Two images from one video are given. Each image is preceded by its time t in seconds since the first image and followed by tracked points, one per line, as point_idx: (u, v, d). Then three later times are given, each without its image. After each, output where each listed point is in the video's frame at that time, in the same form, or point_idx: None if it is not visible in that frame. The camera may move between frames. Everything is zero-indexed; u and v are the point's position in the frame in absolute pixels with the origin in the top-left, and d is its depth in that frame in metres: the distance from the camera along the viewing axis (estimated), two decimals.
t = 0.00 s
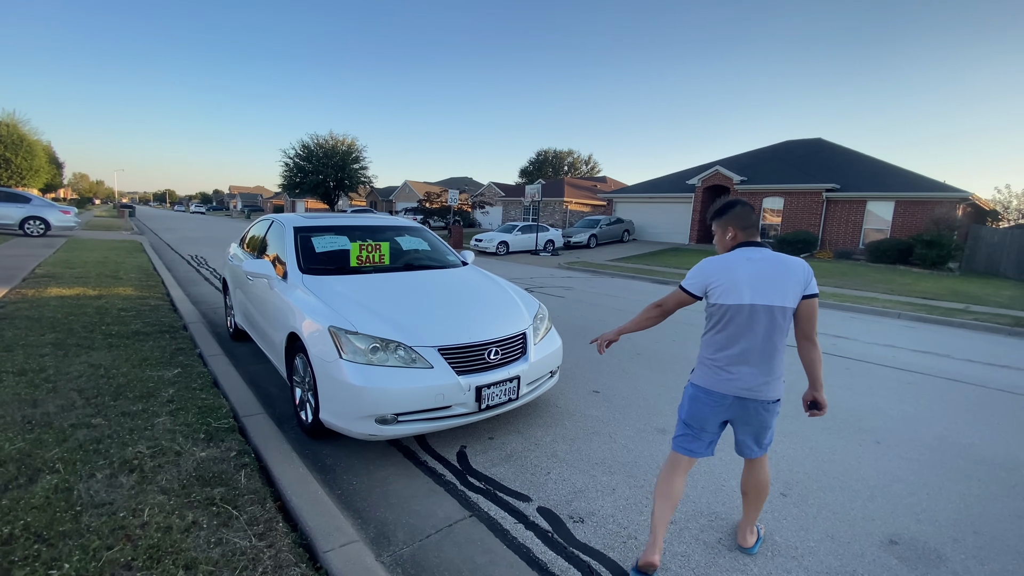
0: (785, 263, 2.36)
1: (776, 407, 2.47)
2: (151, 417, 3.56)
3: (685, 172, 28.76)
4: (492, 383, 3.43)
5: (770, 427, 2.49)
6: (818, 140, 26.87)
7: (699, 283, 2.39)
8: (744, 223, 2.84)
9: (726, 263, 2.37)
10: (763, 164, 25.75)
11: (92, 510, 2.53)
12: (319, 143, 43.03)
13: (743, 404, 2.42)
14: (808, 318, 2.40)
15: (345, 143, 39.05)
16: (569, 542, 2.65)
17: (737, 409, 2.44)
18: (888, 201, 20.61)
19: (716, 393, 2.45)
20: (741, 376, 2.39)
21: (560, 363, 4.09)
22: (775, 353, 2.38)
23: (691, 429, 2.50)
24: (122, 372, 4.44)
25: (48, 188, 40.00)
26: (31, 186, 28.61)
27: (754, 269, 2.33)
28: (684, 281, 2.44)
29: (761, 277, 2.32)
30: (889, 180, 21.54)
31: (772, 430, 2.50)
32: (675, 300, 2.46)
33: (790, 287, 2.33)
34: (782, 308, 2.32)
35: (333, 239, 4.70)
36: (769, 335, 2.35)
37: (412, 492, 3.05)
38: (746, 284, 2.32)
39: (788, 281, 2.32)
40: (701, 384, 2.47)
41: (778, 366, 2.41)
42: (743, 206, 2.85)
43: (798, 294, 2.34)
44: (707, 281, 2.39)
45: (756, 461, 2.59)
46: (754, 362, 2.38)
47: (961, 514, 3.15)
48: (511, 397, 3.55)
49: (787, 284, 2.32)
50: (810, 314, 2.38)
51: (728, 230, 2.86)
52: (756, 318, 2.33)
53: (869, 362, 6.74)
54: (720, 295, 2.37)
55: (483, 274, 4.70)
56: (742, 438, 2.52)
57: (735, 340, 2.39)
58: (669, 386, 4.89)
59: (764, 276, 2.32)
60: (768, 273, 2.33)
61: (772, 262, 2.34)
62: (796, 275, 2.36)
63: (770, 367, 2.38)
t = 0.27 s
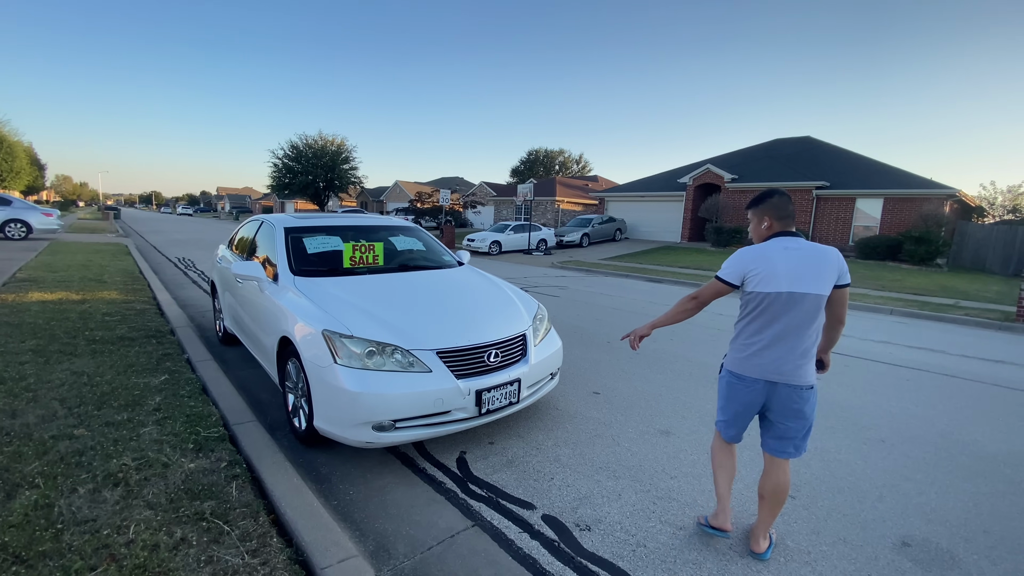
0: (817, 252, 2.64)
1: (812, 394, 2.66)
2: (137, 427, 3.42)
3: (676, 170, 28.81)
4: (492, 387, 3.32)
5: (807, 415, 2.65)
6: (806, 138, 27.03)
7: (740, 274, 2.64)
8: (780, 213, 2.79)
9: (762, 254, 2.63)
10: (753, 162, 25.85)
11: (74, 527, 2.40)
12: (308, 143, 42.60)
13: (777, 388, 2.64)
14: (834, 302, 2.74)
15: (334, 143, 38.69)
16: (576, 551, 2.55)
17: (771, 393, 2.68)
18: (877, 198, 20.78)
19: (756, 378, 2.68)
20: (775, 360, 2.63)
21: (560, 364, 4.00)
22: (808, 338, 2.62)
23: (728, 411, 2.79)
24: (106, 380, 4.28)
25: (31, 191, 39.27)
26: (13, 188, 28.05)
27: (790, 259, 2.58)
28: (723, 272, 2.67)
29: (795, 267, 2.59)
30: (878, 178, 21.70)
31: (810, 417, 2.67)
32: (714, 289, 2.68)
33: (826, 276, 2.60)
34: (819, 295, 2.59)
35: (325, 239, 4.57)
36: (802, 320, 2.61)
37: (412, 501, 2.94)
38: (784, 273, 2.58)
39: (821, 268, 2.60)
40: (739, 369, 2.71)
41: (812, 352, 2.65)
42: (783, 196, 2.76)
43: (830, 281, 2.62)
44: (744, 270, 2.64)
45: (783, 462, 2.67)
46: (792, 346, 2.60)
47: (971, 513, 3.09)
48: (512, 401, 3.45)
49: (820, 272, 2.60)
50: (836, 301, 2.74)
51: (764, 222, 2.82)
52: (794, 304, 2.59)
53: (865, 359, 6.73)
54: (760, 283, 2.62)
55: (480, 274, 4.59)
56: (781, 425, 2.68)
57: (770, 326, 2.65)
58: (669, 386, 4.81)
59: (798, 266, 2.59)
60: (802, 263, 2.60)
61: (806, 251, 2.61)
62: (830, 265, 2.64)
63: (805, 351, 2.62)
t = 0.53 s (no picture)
0: (838, 253, 2.61)
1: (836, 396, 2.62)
2: (129, 438, 3.28)
3: (674, 170, 28.74)
4: (498, 394, 3.20)
5: (829, 417, 2.62)
6: (804, 138, 27.00)
7: (763, 277, 2.61)
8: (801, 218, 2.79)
9: (784, 256, 2.59)
10: (751, 162, 25.79)
11: (60, 548, 2.26)
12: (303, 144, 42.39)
13: (799, 387, 2.63)
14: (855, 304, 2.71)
15: (330, 145, 38.49)
16: (590, 568, 2.43)
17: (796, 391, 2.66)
18: (875, 197, 20.74)
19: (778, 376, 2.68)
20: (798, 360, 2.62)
21: (567, 370, 3.88)
22: (831, 338, 2.60)
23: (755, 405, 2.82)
24: (96, 388, 4.13)
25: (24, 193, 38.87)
26: (6, 191, 27.73)
27: (813, 261, 2.55)
28: (745, 276, 2.64)
29: (818, 269, 2.56)
30: (876, 177, 21.66)
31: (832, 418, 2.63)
32: (735, 293, 2.67)
33: (848, 278, 2.58)
34: (841, 295, 2.58)
35: (323, 241, 4.43)
36: (825, 320, 2.58)
37: (417, 515, 2.81)
38: (806, 275, 2.56)
39: (843, 269, 2.57)
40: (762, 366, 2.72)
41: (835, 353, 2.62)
42: (803, 200, 2.76)
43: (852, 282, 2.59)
44: (766, 273, 2.62)
45: (806, 463, 2.55)
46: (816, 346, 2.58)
47: (996, 522, 2.99)
48: (518, 408, 3.33)
49: (842, 273, 2.57)
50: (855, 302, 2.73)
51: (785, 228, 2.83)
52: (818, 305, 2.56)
53: (872, 360, 6.63)
54: (782, 285, 2.60)
55: (483, 277, 4.47)
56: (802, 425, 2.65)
57: (792, 327, 2.64)
58: (677, 391, 4.69)
59: (822, 267, 2.55)
60: (825, 264, 2.57)
61: (828, 252, 2.58)
62: (852, 266, 2.62)
63: (829, 352, 2.59)
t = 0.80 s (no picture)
0: (850, 249, 2.65)
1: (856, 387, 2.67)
2: (122, 451, 3.15)
3: (676, 172, 28.57)
4: (507, 405, 3.06)
5: (852, 408, 2.65)
6: (807, 140, 26.84)
7: (779, 279, 2.66)
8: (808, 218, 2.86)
9: (798, 258, 2.65)
10: (754, 163, 25.66)
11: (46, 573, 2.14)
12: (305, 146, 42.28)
13: (822, 381, 2.67)
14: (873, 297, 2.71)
15: (331, 147, 38.38)
16: None
17: (816, 385, 2.70)
18: (880, 199, 20.59)
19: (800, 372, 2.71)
20: (818, 356, 2.66)
21: (577, 378, 3.74)
22: (850, 332, 2.64)
23: (773, 402, 2.84)
24: (90, 396, 4.01)
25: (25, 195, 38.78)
26: (6, 193, 27.60)
27: (826, 260, 2.60)
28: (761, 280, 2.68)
29: (833, 267, 2.61)
30: (881, 178, 21.51)
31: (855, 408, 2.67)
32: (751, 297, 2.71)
33: (862, 272, 2.62)
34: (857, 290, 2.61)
35: (325, 244, 4.30)
36: (843, 317, 2.62)
37: (423, 533, 2.68)
38: (821, 274, 2.60)
39: (858, 267, 2.60)
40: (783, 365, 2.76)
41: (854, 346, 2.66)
42: (809, 201, 2.85)
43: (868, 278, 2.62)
44: (783, 277, 2.66)
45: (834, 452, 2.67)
46: (835, 341, 2.62)
47: None
48: (529, 419, 3.19)
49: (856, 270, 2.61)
50: (875, 293, 2.71)
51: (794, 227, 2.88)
52: (833, 302, 2.61)
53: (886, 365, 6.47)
54: (798, 286, 2.64)
55: (489, 281, 4.33)
56: (826, 416, 2.69)
57: (811, 325, 2.67)
58: (689, 399, 4.56)
59: (836, 266, 2.60)
60: (838, 263, 2.61)
61: (843, 251, 2.62)
62: (865, 260, 2.65)
63: (849, 345, 2.63)
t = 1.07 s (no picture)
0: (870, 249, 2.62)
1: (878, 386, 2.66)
2: (117, 461, 3.04)
3: (683, 175, 28.38)
4: (517, 416, 2.93)
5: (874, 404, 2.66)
6: (815, 143, 26.60)
7: (802, 281, 2.60)
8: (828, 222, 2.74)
9: (821, 259, 2.60)
10: (761, 167, 25.47)
11: None
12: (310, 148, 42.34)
13: (850, 383, 2.62)
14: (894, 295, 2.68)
15: (337, 150, 38.41)
16: None
17: (847, 388, 2.64)
18: (890, 203, 20.35)
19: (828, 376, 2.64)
20: (851, 358, 2.60)
21: (587, 387, 3.62)
22: (875, 332, 2.60)
23: (798, 408, 2.75)
24: (88, 403, 3.90)
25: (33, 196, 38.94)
26: (14, 195, 27.67)
27: (849, 261, 2.57)
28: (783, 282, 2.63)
29: (857, 267, 2.58)
30: (890, 182, 21.28)
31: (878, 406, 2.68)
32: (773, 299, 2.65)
33: (884, 272, 2.60)
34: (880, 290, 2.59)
35: (328, 247, 4.20)
36: (871, 316, 2.59)
37: (429, 552, 2.55)
38: (845, 275, 2.56)
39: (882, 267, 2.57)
40: (810, 369, 2.67)
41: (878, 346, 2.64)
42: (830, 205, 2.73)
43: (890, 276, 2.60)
44: (806, 278, 2.61)
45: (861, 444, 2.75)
46: (861, 342, 2.59)
47: None
48: (539, 431, 3.06)
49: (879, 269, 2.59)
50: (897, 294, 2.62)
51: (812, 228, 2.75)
52: (858, 302, 2.57)
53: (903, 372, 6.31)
54: (822, 288, 2.59)
55: (497, 285, 4.21)
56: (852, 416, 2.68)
57: (839, 327, 2.61)
58: (702, 409, 4.42)
59: (860, 265, 2.57)
60: (862, 263, 2.59)
61: (864, 251, 2.60)
62: (885, 260, 2.62)
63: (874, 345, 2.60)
